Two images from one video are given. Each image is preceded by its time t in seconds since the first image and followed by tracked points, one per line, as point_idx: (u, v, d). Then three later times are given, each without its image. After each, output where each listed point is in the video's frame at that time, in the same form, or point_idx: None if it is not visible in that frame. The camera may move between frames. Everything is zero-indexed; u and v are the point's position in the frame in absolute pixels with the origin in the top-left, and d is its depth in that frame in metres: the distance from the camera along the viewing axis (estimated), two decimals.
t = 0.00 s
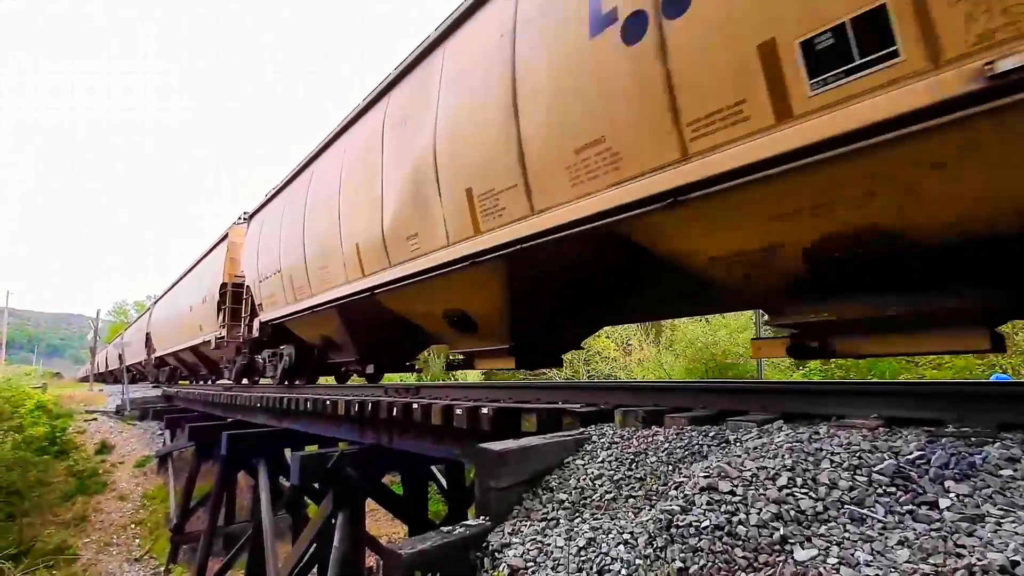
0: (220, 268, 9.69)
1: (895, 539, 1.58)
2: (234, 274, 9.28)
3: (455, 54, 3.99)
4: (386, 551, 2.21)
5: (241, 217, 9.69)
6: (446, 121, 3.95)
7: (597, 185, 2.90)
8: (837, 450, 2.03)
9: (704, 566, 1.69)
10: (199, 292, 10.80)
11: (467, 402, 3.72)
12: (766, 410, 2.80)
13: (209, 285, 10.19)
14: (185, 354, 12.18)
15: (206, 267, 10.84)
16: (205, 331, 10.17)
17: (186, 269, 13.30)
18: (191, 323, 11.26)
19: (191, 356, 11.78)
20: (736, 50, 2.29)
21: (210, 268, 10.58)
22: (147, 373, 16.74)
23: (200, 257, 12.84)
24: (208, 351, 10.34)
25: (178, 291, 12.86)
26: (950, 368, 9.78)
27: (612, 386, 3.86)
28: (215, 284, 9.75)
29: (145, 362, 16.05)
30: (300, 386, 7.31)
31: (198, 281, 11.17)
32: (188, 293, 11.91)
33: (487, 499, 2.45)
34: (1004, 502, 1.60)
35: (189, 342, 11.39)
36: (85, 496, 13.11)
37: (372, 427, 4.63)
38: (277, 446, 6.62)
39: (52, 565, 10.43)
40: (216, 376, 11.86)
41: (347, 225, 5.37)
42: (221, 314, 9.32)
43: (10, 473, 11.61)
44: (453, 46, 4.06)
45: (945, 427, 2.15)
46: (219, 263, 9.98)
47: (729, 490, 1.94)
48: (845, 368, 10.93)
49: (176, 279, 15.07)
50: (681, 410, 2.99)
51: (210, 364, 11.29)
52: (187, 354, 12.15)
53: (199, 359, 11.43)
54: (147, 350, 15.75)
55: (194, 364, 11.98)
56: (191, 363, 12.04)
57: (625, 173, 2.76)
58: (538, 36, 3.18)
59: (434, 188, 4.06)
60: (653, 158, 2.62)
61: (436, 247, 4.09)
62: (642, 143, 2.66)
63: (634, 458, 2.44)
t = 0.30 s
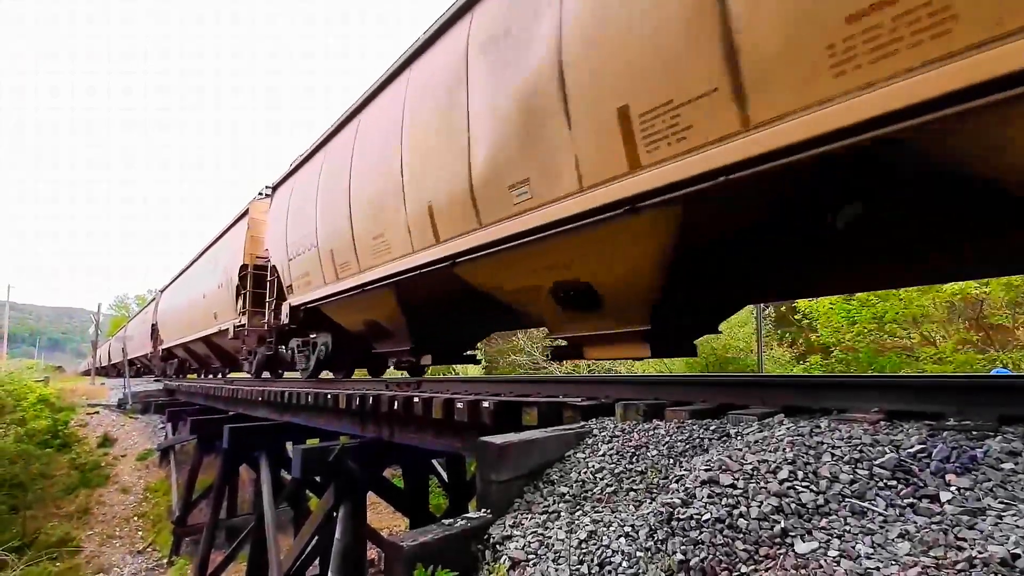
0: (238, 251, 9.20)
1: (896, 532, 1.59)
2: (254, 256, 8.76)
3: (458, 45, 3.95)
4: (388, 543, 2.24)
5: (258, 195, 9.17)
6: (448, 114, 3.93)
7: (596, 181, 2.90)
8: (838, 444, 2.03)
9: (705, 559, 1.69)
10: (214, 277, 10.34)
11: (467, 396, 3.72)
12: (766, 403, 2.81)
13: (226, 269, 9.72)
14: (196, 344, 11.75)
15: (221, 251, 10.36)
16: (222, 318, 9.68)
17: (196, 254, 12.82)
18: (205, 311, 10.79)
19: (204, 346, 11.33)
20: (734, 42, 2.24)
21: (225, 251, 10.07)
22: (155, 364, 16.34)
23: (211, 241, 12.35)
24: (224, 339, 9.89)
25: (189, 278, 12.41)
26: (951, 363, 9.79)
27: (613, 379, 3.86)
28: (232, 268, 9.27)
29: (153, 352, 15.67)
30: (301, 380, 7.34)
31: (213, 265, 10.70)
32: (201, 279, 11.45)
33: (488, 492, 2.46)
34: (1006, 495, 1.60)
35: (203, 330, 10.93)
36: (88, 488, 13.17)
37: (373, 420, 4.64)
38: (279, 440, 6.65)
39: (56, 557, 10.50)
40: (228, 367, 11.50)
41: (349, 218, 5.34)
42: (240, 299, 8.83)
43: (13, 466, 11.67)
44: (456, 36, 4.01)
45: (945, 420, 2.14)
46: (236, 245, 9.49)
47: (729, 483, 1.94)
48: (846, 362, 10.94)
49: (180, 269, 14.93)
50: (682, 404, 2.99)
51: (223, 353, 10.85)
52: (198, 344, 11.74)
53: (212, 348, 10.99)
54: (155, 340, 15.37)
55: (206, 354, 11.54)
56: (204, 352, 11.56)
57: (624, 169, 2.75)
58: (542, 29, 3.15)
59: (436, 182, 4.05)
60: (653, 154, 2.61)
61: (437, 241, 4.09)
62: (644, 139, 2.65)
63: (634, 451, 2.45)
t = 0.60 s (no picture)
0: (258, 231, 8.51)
1: (897, 527, 1.59)
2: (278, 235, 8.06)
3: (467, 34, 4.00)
4: (388, 537, 2.25)
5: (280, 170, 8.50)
6: (458, 103, 3.99)
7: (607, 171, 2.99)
8: (839, 439, 2.02)
9: (706, 553, 1.69)
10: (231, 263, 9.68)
11: (468, 391, 3.72)
12: (766, 398, 2.81)
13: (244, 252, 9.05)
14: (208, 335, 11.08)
15: (238, 235, 9.71)
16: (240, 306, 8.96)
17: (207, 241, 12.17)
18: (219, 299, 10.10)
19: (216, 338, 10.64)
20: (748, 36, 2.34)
21: (243, 234, 9.40)
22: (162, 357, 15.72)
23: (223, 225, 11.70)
24: (240, 327, 9.20)
25: (201, 266, 11.78)
26: (951, 359, 9.78)
27: (612, 374, 3.86)
28: (252, 250, 8.57)
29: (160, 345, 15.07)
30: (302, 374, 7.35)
31: (228, 250, 10.07)
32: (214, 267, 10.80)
33: (489, 487, 2.46)
34: (1008, 492, 1.60)
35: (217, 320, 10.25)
36: (89, 482, 13.24)
37: (374, 415, 4.65)
38: (280, 434, 6.66)
39: (59, 550, 10.56)
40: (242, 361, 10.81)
41: (358, 205, 5.40)
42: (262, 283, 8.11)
43: (15, 460, 11.73)
44: (469, 23, 4.01)
45: (946, 415, 2.14)
46: (256, 226, 8.81)
47: (730, 478, 1.94)
48: (846, 358, 10.94)
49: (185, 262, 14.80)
50: (683, 398, 2.99)
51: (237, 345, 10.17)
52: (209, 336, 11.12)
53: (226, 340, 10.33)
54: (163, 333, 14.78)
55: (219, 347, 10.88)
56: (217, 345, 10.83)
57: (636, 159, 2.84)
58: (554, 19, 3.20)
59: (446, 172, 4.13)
60: (666, 145, 2.69)
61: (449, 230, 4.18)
62: (655, 130, 2.73)
63: (634, 446, 2.44)
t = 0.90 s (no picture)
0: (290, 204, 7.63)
1: (898, 522, 1.59)
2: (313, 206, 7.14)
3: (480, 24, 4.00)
4: (390, 531, 2.25)
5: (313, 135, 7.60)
6: (474, 89, 4.00)
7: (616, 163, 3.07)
8: (840, 435, 2.03)
9: (707, 548, 1.70)
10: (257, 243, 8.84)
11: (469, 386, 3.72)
12: (767, 394, 2.81)
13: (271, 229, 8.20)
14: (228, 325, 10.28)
15: (263, 213, 8.88)
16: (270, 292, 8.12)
17: (223, 224, 11.38)
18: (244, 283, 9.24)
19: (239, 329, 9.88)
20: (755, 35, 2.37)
21: (270, 211, 8.56)
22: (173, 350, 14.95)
23: (242, 206, 10.92)
24: (268, 313, 8.36)
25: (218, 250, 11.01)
26: (952, 355, 9.79)
27: (614, 369, 3.86)
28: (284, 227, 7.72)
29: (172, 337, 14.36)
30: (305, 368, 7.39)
31: (251, 229, 9.28)
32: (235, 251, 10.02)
33: (491, 481, 2.48)
34: (1008, 488, 1.61)
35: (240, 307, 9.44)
36: (92, 475, 13.31)
37: (376, 410, 4.65)
38: (282, 428, 6.67)
39: (62, 542, 10.64)
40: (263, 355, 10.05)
41: (372, 194, 5.45)
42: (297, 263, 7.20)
43: (18, 453, 11.78)
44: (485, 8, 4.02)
45: (947, 411, 2.14)
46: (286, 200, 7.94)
47: (731, 473, 1.95)
48: (847, 354, 10.95)
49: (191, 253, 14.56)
50: (684, 394, 3.00)
51: (262, 334, 9.35)
52: (227, 328, 10.39)
53: (249, 330, 9.53)
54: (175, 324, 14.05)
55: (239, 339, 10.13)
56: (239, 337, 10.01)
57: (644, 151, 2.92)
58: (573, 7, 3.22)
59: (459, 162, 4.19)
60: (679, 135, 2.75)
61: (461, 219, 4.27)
62: (664, 123, 2.80)
63: (635, 442, 2.45)
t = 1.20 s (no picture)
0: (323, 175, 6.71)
1: (898, 519, 1.60)
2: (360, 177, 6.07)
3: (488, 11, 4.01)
4: (392, 527, 2.27)
5: (353, 88, 6.41)
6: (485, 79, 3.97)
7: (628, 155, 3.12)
8: (840, 432, 2.03)
9: (708, 544, 1.71)
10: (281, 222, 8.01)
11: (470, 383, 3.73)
12: (768, 392, 2.82)
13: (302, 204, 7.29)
14: (246, 315, 9.37)
15: (286, 190, 8.05)
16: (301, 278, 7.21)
17: (239, 204, 10.56)
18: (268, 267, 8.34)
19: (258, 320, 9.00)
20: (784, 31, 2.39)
21: (296, 185, 7.71)
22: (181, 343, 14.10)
23: (259, 184, 10.11)
24: (297, 302, 7.47)
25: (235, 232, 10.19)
26: (953, 353, 9.79)
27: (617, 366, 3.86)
28: (315, 203, 6.87)
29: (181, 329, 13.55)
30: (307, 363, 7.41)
31: (275, 206, 8.40)
32: (253, 233, 9.22)
33: (492, 477, 2.49)
34: (1008, 485, 1.61)
35: (262, 294, 8.61)
36: (94, 469, 13.37)
37: (376, 406, 4.66)
38: (283, 424, 6.69)
39: (65, 536, 10.70)
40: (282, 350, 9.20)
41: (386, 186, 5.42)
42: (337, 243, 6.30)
43: (21, 447, 11.83)
44: None
45: (947, 410, 2.14)
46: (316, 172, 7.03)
47: (732, 470, 1.96)
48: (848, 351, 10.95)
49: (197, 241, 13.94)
50: (684, 391, 3.01)
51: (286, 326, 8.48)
52: (245, 319, 9.52)
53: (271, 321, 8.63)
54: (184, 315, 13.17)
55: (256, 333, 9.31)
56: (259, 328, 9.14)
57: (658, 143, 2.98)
58: None
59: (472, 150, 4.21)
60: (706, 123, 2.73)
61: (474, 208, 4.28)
62: (678, 115, 2.85)
63: (637, 438, 2.46)
